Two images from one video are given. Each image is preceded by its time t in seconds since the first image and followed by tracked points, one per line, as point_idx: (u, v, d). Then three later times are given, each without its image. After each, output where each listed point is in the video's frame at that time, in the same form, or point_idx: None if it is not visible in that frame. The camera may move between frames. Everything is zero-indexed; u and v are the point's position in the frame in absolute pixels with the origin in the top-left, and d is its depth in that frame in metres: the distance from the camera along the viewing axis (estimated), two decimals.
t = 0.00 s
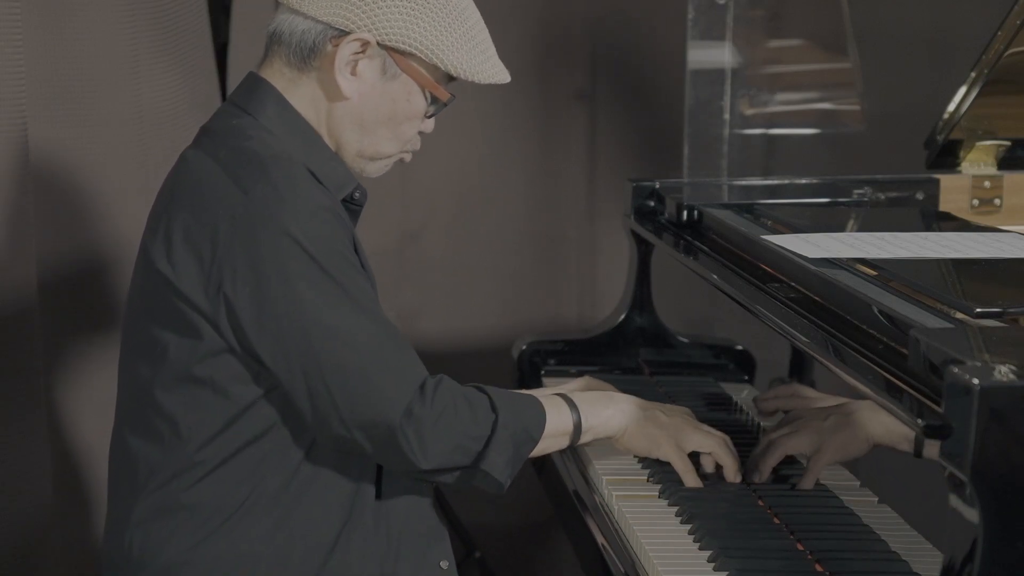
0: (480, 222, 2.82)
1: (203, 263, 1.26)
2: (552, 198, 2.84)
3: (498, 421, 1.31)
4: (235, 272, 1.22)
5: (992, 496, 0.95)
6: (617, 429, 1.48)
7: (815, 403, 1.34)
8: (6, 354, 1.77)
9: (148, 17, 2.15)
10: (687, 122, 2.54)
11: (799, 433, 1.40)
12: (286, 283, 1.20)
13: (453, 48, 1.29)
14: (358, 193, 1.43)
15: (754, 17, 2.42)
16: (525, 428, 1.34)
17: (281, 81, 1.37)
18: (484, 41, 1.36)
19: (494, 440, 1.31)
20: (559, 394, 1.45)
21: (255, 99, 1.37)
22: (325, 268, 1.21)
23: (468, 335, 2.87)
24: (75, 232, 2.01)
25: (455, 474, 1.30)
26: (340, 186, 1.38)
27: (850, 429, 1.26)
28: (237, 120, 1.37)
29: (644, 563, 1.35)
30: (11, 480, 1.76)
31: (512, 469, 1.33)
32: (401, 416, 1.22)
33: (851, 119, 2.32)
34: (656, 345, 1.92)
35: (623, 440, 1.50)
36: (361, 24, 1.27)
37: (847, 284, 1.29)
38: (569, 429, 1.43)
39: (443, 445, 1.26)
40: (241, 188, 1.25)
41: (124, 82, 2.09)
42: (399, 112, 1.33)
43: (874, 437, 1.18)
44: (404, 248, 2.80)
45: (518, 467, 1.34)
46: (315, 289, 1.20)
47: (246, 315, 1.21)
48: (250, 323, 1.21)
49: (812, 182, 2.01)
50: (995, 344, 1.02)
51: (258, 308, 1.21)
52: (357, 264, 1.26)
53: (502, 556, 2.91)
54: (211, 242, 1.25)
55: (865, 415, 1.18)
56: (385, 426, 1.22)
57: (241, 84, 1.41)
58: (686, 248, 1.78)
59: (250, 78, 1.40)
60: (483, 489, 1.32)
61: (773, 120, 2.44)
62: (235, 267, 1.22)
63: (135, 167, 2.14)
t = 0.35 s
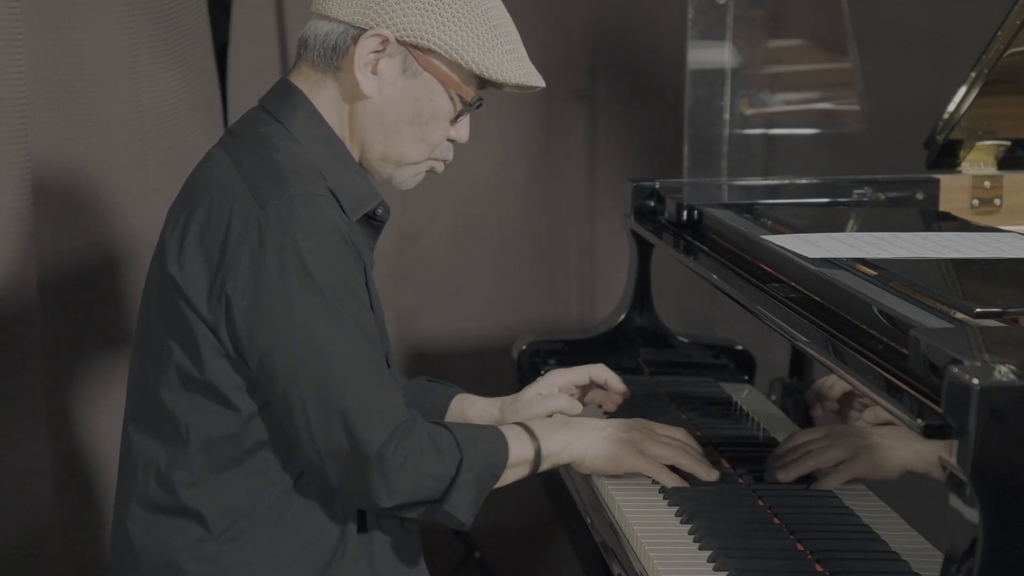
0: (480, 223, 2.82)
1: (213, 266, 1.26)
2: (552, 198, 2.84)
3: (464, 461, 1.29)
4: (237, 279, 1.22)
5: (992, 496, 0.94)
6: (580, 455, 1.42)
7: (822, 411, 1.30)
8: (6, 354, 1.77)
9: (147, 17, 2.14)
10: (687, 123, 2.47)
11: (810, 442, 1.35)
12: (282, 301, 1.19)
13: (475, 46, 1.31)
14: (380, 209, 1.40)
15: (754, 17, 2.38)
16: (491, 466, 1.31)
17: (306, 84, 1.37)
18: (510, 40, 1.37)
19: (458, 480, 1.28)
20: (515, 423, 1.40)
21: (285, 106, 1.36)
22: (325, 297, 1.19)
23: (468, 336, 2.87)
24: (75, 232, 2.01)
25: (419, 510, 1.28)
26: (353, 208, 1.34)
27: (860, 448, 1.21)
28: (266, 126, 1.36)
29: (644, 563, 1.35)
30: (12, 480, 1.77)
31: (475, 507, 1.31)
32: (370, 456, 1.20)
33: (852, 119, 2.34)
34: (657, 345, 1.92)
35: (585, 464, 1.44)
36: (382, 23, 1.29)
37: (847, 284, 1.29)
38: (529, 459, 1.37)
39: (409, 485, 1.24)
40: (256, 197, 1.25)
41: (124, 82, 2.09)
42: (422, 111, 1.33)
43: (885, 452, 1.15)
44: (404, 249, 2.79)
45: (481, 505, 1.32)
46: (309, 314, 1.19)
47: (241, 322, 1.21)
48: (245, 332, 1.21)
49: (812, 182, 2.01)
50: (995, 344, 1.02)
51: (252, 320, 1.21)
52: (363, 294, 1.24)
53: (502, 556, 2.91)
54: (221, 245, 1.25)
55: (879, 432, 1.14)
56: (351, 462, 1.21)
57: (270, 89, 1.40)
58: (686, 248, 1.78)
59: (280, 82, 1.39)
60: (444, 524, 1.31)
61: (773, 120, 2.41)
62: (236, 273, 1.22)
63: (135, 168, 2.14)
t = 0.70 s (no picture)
0: (479, 224, 2.82)
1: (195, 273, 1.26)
2: (552, 198, 2.84)
3: (414, 480, 1.27)
4: (212, 290, 1.21)
5: (992, 496, 0.94)
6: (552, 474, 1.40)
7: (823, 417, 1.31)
8: (6, 354, 1.77)
9: (147, 17, 2.14)
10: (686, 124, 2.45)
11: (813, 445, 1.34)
12: (249, 317, 1.18)
13: (482, 49, 1.31)
14: (374, 219, 1.40)
15: (754, 17, 2.37)
16: (447, 486, 1.29)
17: (308, 88, 1.37)
18: (517, 44, 1.38)
19: (409, 502, 1.26)
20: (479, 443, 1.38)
21: (285, 112, 1.36)
22: (293, 318, 1.17)
23: (468, 336, 2.87)
24: (76, 233, 2.01)
25: (371, 534, 1.26)
26: (347, 220, 1.35)
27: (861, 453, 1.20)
28: (259, 132, 1.36)
29: (644, 563, 1.35)
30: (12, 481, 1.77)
31: (435, 530, 1.28)
32: (318, 480, 1.19)
33: (852, 119, 2.34)
34: (656, 345, 1.92)
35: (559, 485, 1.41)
36: (389, 26, 1.29)
37: (847, 283, 1.29)
38: (495, 481, 1.35)
39: (355, 509, 1.22)
40: (235, 207, 1.24)
41: (123, 82, 2.09)
42: (430, 116, 1.33)
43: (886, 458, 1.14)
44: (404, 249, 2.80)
45: (442, 528, 1.29)
46: (274, 334, 1.17)
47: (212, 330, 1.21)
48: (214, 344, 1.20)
49: (812, 182, 2.01)
50: (995, 344, 1.02)
51: (220, 332, 1.20)
52: (341, 316, 1.22)
53: (501, 555, 2.91)
54: (204, 254, 1.25)
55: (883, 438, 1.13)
56: (295, 487, 1.19)
57: (272, 94, 1.40)
58: (686, 248, 1.78)
59: (283, 86, 1.39)
60: (402, 549, 1.28)
61: (773, 120, 2.41)
62: (209, 283, 1.21)
63: (135, 168, 2.14)
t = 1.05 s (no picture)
0: (479, 224, 2.82)
1: (195, 302, 1.26)
2: (552, 198, 2.84)
3: (469, 486, 1.28)
4: (221, 313, 1.21)
5: (992, 496, 0.94)
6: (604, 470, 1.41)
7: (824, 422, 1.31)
8: (6, 354, 1.77)
9: (148, 17, 2.14)
10: (686, 123, 2.48)
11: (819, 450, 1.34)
12: (265, 340, 1.18)
13: (486, 58, 1.30)
14: (373, 233, 1.42)
15: (755, 17, 2.38)
16: (500, 489, 1.30)
17: (309, 107, 1.37)
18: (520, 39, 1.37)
19: (465, 505, 1.27)
20: (534, 445, 1.40)
21: (280, 122, 1.36)
22: (308, 334, 1.18)
23: (468, 336, 2.87)
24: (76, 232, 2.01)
25: (426, 545, 1.27)
26: (345, 234, 1.37)
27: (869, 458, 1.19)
28: (258, 144, 1.36)
29: (644, 563, 1.35)
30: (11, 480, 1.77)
31: (492, 536, 1.28)
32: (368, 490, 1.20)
33: (851, 118, 2.34)
34: (656, 345, 1.92)
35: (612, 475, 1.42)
36: (390, 49, 1.28)
37: (847, 284, 1.29)
38: (551, 481, 1.37)
39: (407, 518, 1.22)
40: (235, 224, 1.24)
41: (124, 82, 2.09)
42: (441, 131, 1.34)
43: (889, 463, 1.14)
44: (404, 249, 2.79)
45: (500, 533, 1.30)
46: (294, 354, 1.18)
47: (224, 352, 1.21)
48: (228, 369, 1.21)
49: (812, 182, 2.01)
50: (995, 344, 1.02)
51: (236, 357, 1.20)
52: (349, 328, 1.22)
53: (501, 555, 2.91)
54: (203, 276, 1.25)
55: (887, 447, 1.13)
56: (342, 502, 1.19)
57: (267, 103, 1.40)
58: (686, 248, 1.77)
59: (279, 96, 1.39)
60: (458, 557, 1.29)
61: (774, 120, 2.42)
62: (219, 308, 1.21)
63: (135, 168, 2.13)
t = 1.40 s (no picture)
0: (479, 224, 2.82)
1: (198, 308, 1.26)
2: (553, 199, 2.84)
3: (510, 455, 1.26)
4: (226, 322, 1.21)
5: (993, 497, 0.95)
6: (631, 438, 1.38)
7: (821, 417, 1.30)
8: (6, 354, 1.77)
9: (148, 17, 2.14)
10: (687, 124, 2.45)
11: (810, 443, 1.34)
12: (275, 341, 1.17)
13: None
14: (372, 216, 1.48)
15: (754, 17, 2.36)
16: (541, 459, 1.28)
17: (286, 104, 1.37)
18: None
19: (508, 478, 1.25)
20: (568, 413, 1.37)
21: (262, 122, 1.37)
22: (320, 330, 1.17)
23: (468, 336, 2.87)
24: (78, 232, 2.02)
25: (473, 522, 1.26)
26: (343, 224, 1.37)
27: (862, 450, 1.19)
28: (244, 145, 1.35)
29: (644, 563, 1.35)
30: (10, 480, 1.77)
31: (539, 506, 1.27)
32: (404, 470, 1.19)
33: (851, 119, 2.34)
34: (656, 345, 1.92)
35: (638, 447, 1.39)
36: (344, 28, 1.28)
37: (847, 284, 1.29)
38: (590, 447, 1.34)
39: (451, 495, 1.22)
40: (234, 231, 1.23)
41: (124, 82, 2.09)
42: (420, 85, 1.34)
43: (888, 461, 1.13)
44: (405, 249, 2.79)
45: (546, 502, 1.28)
46: (307, 351, 1.17)
47: (232, 357, 1.22)
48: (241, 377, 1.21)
49: (812, 182, 2.01)
50: (995, 344, 1.02)
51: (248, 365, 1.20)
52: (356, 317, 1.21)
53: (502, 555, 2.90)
54: (206, 283, 1.24)
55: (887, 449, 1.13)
56: (384, 485, 1.18)
57: (245, 108, 1.40)
58: (686, 248, 1.78)
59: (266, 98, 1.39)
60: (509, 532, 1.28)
61: (773, 120, 2.41)
62: (224, 315, 1.21)
63: (135, 168, 2.13)
